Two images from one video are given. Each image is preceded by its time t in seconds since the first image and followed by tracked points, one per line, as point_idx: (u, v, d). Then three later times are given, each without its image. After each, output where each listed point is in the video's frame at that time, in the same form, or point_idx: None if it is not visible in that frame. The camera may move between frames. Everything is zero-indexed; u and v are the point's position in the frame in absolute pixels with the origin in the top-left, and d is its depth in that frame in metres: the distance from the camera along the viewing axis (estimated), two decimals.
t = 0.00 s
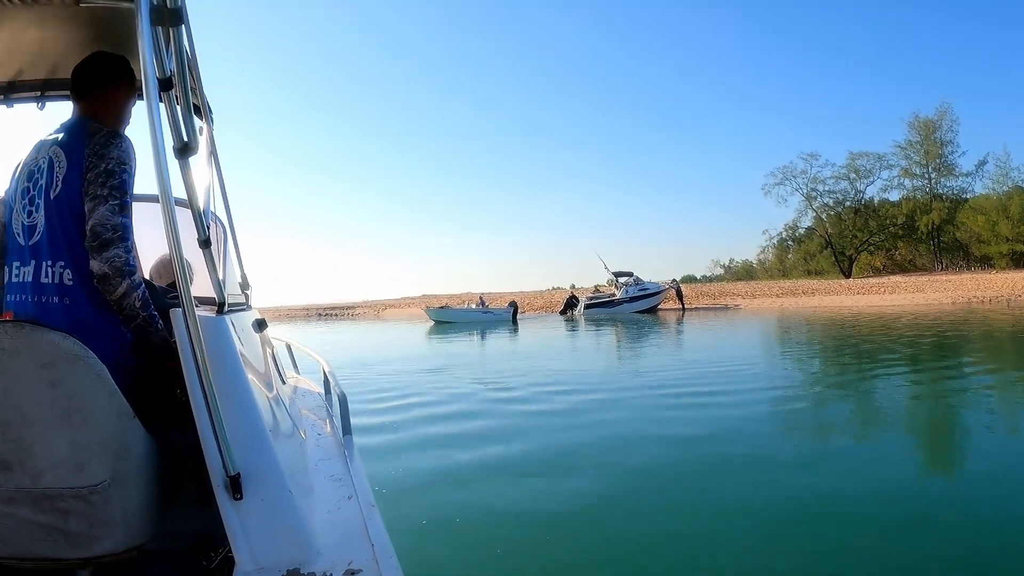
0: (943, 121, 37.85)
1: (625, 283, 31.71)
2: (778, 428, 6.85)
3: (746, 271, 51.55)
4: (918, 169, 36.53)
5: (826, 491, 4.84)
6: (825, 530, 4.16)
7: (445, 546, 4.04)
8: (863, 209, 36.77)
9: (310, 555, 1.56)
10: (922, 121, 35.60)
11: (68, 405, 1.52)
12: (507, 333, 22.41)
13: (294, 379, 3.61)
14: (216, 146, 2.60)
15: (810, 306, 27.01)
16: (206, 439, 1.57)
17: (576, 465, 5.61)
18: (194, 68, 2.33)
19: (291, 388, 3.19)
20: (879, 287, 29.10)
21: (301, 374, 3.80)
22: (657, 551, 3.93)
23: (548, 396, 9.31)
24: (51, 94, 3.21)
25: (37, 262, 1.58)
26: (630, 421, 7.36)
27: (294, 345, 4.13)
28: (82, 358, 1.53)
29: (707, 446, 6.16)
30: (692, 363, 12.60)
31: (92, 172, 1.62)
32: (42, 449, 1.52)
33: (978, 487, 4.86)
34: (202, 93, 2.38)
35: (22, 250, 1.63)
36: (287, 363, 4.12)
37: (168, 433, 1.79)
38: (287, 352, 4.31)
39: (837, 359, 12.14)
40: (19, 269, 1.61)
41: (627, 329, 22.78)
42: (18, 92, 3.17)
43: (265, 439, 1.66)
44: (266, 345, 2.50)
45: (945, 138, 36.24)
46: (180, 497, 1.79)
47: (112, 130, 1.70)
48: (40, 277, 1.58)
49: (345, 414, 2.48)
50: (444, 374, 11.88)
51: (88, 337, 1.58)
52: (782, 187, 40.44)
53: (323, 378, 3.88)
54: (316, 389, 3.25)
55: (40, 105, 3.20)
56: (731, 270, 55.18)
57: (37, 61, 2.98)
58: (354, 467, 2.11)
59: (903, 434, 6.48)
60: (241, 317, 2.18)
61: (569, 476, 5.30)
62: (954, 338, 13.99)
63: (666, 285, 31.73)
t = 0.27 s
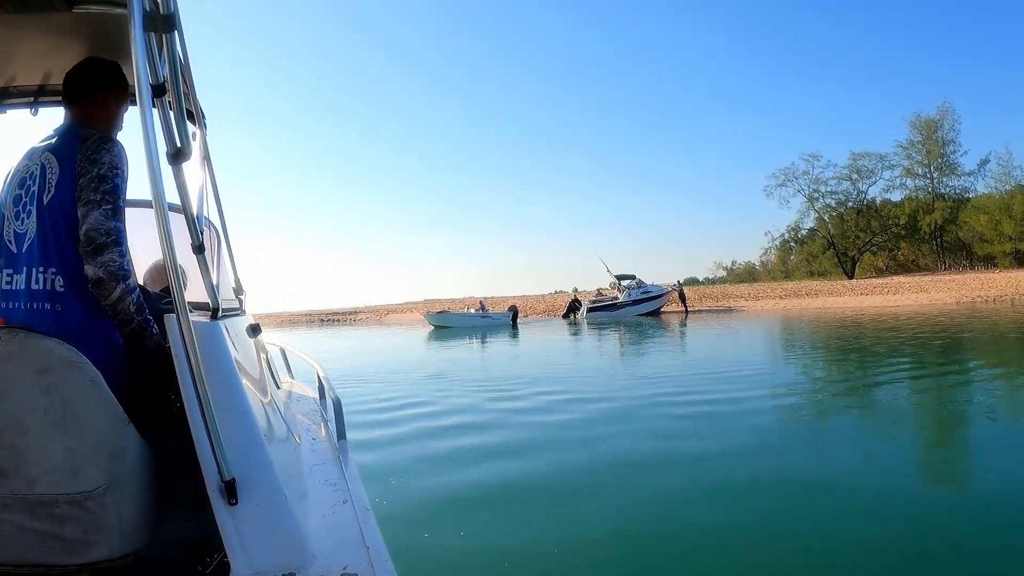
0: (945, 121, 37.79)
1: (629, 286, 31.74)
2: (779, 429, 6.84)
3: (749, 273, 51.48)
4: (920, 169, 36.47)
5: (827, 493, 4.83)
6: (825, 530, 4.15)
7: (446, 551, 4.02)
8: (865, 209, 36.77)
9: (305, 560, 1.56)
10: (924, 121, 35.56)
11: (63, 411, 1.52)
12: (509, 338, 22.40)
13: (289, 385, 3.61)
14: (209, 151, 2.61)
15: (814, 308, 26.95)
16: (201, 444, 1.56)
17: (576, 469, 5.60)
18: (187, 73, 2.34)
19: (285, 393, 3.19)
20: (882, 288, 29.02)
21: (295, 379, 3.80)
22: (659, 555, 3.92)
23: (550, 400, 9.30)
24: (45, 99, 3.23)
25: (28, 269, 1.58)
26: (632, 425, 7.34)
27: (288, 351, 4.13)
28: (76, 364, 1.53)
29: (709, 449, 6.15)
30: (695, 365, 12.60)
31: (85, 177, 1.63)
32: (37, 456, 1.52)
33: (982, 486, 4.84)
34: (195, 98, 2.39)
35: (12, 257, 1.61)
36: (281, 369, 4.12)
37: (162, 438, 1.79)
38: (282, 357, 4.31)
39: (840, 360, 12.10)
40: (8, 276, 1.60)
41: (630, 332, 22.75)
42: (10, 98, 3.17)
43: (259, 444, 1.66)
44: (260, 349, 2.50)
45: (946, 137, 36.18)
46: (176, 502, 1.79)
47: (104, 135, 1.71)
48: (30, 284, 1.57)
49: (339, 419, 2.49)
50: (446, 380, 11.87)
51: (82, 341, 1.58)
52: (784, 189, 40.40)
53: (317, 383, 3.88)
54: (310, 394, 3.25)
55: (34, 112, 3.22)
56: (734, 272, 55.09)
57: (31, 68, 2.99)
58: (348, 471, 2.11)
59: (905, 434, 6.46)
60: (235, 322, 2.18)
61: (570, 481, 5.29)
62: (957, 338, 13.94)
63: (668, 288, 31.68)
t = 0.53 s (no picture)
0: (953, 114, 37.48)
1: (636, 285, 31.66)
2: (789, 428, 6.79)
3: (758, 270, 51.27)
4: (929, 163, 36.18)
5: (837, 491, 4.79)
6: (835, 529, 4.12)
7: (455, 554, 4.00)
8: (873, 205, 36.53)
9: (308, 563, 1.55)
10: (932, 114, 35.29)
11: (64, 417, 1.52)
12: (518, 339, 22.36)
13: (290, 388, 3.61)
14: (208, 156, 2.61)
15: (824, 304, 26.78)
16: (202, 448, 1.55)
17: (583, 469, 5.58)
18: (184, 78, 2.34)
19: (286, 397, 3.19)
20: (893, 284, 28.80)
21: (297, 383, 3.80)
22: (668, 556, 3.89)
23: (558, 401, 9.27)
24: (43, 105, 3.24)
25: (28, 277, 1.59)
26: (640, 424, 7.31)
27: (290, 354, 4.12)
28: (76, 370, 1.53)
29: (717, 448, 6.11)
30: (703, 364, 12.53)
31: (80, 185, 1.62)
32: (38, 462, 1.52)
33: (995, 483, 4.78)
34: (192, 102, 2.39)
35: (14, 265, 1.64)
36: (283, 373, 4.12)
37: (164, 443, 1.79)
38: (283, 362, 4.29)
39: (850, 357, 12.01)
40: (11, 284, 1.63)
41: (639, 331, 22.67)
42: (10, 105, 3.19)
43: (260, 447, 1.65)
44: (261, 353, 2.49)
45: (955, 130, 35.89)
46: (177, 506, 1.79)
47: (100, 142, 1.71)
48: (31, 292, 1.59)
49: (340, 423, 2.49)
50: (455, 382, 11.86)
51: (81, 349, 1.59)
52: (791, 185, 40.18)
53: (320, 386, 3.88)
54: (311, 397, 3.25)
55: (32, 118, 3.23)
56: (743, 270, 54.86)
57: (27, 74, 3.00)
58: (350, 474, 2.11)
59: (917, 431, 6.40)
60: (235, 326, 2.18)
61: (578, 482, 5.27)
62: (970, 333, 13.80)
63: (677, 286, 31.57)
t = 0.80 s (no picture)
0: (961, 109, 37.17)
1: (642, 281, 31.57)
2: (793, 424, 6.75)
3: (764, 266, 51.07)
4: (937, 158, 35.91)
5: (841, 487, 4.76)
6: (839, 525, 4.09)
7: (456, 549, 3.99)
8: (881, 200, 36.29)
9: (306, 561, 1.55)
10: (939, 109, 35.02)
11: (61, 415, 1.51)
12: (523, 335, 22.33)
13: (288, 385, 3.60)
14: (204, 153, 2.60)
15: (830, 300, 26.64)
16: (200, 445, 1.54)
17: (585, 464, 5.56)
18: (181, 73, 2.33)
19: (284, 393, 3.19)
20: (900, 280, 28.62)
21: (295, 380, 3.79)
22: (669, 550, 3.87)
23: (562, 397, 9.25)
24: (40, 102, 3.24)
25: (25, 275, 1.59)
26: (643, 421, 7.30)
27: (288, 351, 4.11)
28: (73, 367, 1.52)
29: (721, 444, 6.09)
30: (708, 361, 12.47)
31: (75, 183, 1.62)
32: (35, 460, 1.51)
33: (1002, 481, 4.72)
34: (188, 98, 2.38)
35: (12, 263, 1.63)
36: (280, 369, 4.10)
37: (160, 439, 1.79)
38: (280, 358, 4.27)
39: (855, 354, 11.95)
40: (9, 282, 1.62)
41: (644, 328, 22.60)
42: (7, 102, 3.20)
43: (258, 445, 1.64)
44: (258, 350, 2.48)
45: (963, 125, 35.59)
46: (174, 503, 1.79)
47: (95, 139, 1.71)
48: (28, 290, 1.59)
49: (338, 419, 2.49)
50: (459, 378, 11.85)
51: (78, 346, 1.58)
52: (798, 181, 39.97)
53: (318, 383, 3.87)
54: (309, 394, 3.25)
55: (29, 114, 3.23)
56: (749, 266, 54.66)
57: (22, 71, 3.01)
58: (348, 472, 2.11)
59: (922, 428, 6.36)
60: (233, 322, 2.17)
61: (581, 476, 5.26)
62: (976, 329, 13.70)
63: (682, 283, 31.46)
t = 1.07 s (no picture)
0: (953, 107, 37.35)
1: (637, 282, 31.60)
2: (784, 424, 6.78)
3: (759, 265, 51.21)
4: (929, 157, 36.07)
5: (832, 487, 4.78)
6: (830, 524, 4.13)
7: (448, 550, 4.00)
8: (874, 199, 36.43)
9: (290, 565, 1.56)
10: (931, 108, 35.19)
11: (45, 421, 1.51)
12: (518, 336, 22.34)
13: (273, 390, 3.59)
14: (187, 158, 2.61)
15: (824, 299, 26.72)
16: (184, 450, 1.53)
17: (577, 465, 5.58)
18: (164, 77, 2.33)
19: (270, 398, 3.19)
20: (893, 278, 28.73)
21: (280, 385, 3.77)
22: (662, 551, 3.89)
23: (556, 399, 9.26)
24: (22, 108, 3.24)
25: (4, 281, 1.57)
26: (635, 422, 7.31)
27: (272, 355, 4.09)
28: (56, 372, 1.52)
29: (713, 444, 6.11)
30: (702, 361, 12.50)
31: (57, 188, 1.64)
32: (19, 466, 1.51)
33: (991, 479, 4.76)
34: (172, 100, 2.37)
35: None
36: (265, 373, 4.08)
37: (145, 445, 1.78)
38: (264, 361, 4.23)
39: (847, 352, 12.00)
40: None
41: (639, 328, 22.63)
42: None
43: (242, 449, 1.64)
44: (243, 354, 2.46)
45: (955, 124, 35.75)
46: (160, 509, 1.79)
47: (75, 144, 1.71)
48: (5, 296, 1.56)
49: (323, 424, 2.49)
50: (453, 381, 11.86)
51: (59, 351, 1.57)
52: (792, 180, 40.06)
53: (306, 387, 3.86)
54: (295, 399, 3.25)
55: (12, 120, 3.23)
56: (744, 266, 54.79)
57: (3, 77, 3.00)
58: (333, 476, 2.11)
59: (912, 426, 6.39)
60: (217, 327, 2.17)
61: (573, 478, 5.28)
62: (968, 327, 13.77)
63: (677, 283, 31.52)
